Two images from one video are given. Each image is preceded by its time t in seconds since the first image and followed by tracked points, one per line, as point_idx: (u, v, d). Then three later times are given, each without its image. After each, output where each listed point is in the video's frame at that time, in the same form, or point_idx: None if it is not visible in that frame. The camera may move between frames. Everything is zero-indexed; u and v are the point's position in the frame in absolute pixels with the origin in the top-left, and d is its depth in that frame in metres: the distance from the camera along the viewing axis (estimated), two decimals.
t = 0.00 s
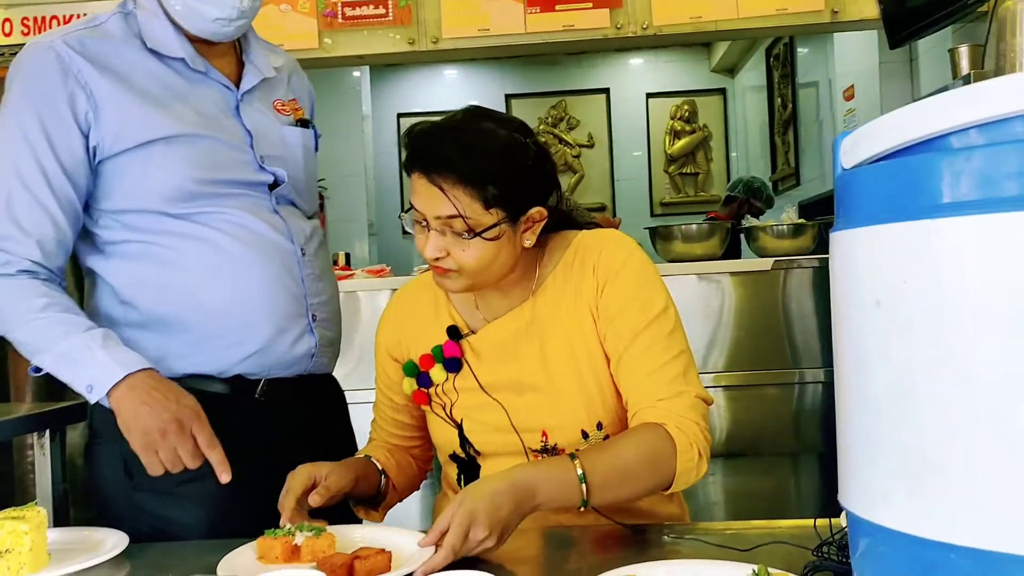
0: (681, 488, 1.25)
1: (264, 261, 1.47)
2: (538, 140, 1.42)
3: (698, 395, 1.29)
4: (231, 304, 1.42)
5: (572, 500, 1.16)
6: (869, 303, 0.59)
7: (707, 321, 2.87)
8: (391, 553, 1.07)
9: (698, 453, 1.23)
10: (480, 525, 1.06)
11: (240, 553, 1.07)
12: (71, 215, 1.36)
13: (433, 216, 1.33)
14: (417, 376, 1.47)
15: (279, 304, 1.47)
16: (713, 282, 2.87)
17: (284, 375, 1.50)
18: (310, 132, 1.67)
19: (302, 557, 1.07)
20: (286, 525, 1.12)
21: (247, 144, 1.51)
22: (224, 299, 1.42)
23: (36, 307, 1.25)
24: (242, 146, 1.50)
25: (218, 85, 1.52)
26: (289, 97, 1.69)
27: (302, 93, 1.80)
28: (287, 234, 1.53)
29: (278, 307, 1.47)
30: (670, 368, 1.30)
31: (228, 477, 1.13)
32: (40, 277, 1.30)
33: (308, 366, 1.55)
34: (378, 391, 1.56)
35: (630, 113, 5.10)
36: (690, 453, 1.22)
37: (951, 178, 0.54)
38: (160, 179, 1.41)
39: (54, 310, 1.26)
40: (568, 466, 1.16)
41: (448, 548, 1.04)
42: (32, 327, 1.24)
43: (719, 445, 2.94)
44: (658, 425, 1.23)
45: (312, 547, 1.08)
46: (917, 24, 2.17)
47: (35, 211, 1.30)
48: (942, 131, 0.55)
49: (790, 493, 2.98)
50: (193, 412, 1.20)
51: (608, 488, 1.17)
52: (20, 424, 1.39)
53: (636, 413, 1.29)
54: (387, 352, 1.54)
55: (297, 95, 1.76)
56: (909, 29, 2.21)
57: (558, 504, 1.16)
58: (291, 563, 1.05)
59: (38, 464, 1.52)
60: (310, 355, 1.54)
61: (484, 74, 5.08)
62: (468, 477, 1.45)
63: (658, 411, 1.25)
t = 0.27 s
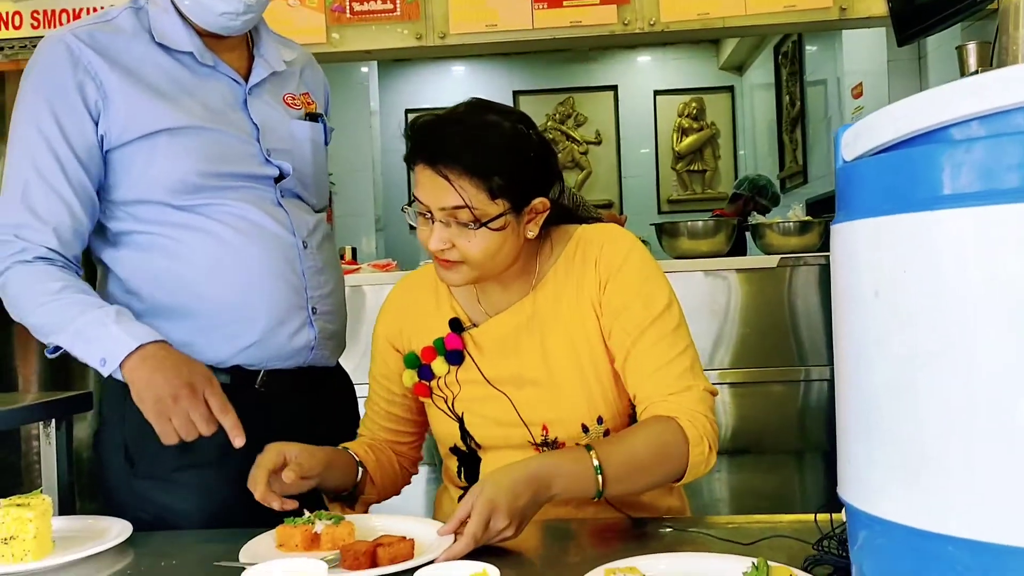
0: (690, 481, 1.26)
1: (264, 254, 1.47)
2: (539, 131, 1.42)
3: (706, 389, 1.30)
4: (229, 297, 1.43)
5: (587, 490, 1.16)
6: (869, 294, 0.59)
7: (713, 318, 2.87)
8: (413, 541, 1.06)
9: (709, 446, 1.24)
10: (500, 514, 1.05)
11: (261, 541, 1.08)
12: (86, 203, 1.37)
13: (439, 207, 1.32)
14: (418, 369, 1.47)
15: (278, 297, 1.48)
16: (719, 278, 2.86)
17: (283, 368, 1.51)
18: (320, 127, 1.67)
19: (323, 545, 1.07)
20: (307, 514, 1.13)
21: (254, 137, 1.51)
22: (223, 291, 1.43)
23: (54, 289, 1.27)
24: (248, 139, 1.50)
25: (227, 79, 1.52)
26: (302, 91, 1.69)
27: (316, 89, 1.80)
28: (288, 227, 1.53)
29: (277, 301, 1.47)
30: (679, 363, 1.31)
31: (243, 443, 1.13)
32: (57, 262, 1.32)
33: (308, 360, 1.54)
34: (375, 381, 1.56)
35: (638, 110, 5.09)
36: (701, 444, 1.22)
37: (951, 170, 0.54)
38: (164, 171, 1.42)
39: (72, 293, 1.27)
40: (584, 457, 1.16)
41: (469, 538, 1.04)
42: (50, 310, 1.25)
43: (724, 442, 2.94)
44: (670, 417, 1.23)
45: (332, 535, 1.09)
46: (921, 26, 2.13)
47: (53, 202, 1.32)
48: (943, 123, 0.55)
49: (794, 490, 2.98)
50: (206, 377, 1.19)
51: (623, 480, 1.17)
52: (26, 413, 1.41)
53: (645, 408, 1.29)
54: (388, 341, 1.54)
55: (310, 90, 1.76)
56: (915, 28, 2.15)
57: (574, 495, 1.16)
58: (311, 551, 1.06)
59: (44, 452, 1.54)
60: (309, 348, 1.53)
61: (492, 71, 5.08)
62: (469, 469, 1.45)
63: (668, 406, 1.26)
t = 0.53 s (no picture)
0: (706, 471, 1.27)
1: (267, 245, 1.49)
2: (550, 120, 1.41)
3: (722, 381, 1.31)
4: (230, 287, 1.46)
5: (611, 479, 1.16)
6: (874, 288, 0.58)
7: (722, 313, 2.86)
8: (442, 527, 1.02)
9: (727, 436, 1.25)
10: (528, 505, 1.05)
11: (291, 528, 1.08)
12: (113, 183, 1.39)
13: (451, 194, 1.32)
14: (423, 351, 1.46)
15: (280, 288, 1.50)
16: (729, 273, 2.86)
17: (284, 357, 1.54)
18: (334, 120, 1.66)
19: (351, 531, 1.06)
20: (336, 500, 1.12)
21: (267, 129, 1.52)
22: (224, 281, 1.46)
23: (85, 266, 1.28)
24: (261, 130, 1.52)
25: (244, 70, 1.53)
26: (318, 82, 1.69)
27: (333, 81, 1.80)
28: (294, 218, 1.54)
29: (278, 292, 1.50)
30: (695, 355, 1.32)
31: (281, 410, 1.15)
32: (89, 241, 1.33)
33: (308, 350, 1.56)
34: (369, 352, 1.50)
35: (650, 104, 5.07)
36: (720, 433, 1.23)
37: (959, 164, 0.54)
38: (174, 160, 1.43)
39: (100, 269, 1.28)
40: (609, 446, 1.17)
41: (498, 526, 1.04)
42: (77, 287, 1.27)
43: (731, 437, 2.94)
44: (689, 407, 1.24)
45: (361, 521, 1.07)
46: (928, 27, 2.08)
47: (77, 177, 1.33)
48: (953, 117, 0.55)
49: (801, 487, 2.98)
50: (236, 341, 1.21)
51: (646, 470, 1.18)
52: (34, 397, 1.41)
53: (662, 399, 1.30)
54: (391, 315, 1.51)
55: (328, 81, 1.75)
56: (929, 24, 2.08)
57: (598, 485, 1.16)
58: (339, 537, 1.05)
59: (52, 437, 1.55)
60: (309, 339, 1.55)
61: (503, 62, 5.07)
62: (474, 457, 1.44)
63: (686, 397, 1.26)
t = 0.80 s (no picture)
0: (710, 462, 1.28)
1: (267, 245, 1.52)
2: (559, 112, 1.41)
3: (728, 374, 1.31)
4: (230, 284, 1.50)
5: (617, 470, 1.17)
6: (870, 278, 0.59)
7: (721, 305, 2.87)
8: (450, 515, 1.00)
9: (731, 428, 1.25)
10: (536, 493, 1.05)
11: (300, 516, 1.09)
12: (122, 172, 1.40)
13: (460, 184, 1.32)
14: (428, 329, 1.47)
15: (279, 287, 1.53)
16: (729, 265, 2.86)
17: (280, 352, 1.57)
18: (342, 117, 1.68)
19: (358, 517, 1.05)
20: (345, 487, 1.11)
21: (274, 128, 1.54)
22: (224, 277, 1.50)
23: (95, 255, 1.28)
24: (268, 129, 1.54)
25: (254, 67, 1.55)
26: (327, 76, 1.71)
27: (342, 72, 1.80)
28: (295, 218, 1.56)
29: (276, 291, 1.53)
30: (702, 349, 1.32)
31: (299, 396, 1.16)
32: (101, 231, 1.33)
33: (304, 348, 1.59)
34: (372, 318, 1.49)
35: (650, 96, 5.07)
36: (723, 426, 1.24)
37: (956, 154, 0.54)
38: (180, 157, 1.46)
39: (110, 259, 1.28)
40: (614, 437, 1.17)
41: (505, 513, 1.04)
42: (86, 275, 1.27)
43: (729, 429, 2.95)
44: (692, 400, 1.25)
45: (369, 508, 1.06)
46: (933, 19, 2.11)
47: (84, 163, 1.34)
48: (951, 107, 0.55)
49: (798, 479, 2.99)
50: (253, 329, 1.21)
51: (652, 460, 1.18)
52: (33, 383, 1.42)
53: (667, 391, 1.31)
54: (397, 285, 1.52)
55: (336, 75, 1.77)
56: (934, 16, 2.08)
57: (604, 474, 1.17)
58: (347, 524, 1.04)
59: (52, 423, 1.55)
60: (305, 338, 1.58)
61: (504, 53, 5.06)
62: (475, 443, 1.45)
63: (692, 390, 1.27)
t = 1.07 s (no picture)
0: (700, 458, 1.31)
1: (267, 248, 1.56)
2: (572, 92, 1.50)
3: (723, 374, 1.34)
4: (229, 285, 1.54)
5: (616, 438, 1.18)
6: (864, 270, 0.59)
7: (714, 299, 2.87)
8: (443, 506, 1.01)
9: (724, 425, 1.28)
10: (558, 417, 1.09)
11: (297, 506, 1.09)
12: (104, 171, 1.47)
13: (488, 122, 1.38)
14: (423, 322, 1.47)
15: (277, 290, 1.58)
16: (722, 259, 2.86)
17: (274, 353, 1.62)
18: (347, 123, 1.73)
19: (352, 508, 1.05)
20: (340, 478, 1.11)
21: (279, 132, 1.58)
22: (224, 279, 1.53)
23: (54, 238, 1.39)
24: (274, 134, 1.58)
25: (263, 69, 1.59)
26: (335, 76, 1.74)
27: (352, 71, 1.84)
28: (297, 222, 1.61)
29: (273, 293, 1.57)
30: (700, 348, 1.34)
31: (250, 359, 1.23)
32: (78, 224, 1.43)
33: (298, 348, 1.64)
34: (370, 311, 1.49)
35: (645, 90, 5.07)
36: (718, 423, 1.27)
37: (950, 146, 0.54)
38: (185, 160, 1.50)
39: (71, 241, 1.39)
40: (619, 403, 1.19)
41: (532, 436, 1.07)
42: (49, 258, 1.38)
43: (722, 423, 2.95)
44: (693, 395, 1.27)
45: (362, 499, 1.06)
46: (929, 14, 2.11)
47: (65, 162, 1.40)
48: (946, 100, 0.55)
49: (791, 472, 3.00)
50: (197, 305, 1.30)
51: (649, 436, 1.20)
52: (25, 374, 1.41)
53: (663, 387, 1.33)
54: (395, 278, 1.52)
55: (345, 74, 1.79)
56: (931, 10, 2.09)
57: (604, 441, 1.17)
58: (341, 515, 1.04)
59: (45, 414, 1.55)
60: (300, 340, 1.63)
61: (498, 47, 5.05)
62: (471, 436, 1.44)
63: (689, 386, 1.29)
